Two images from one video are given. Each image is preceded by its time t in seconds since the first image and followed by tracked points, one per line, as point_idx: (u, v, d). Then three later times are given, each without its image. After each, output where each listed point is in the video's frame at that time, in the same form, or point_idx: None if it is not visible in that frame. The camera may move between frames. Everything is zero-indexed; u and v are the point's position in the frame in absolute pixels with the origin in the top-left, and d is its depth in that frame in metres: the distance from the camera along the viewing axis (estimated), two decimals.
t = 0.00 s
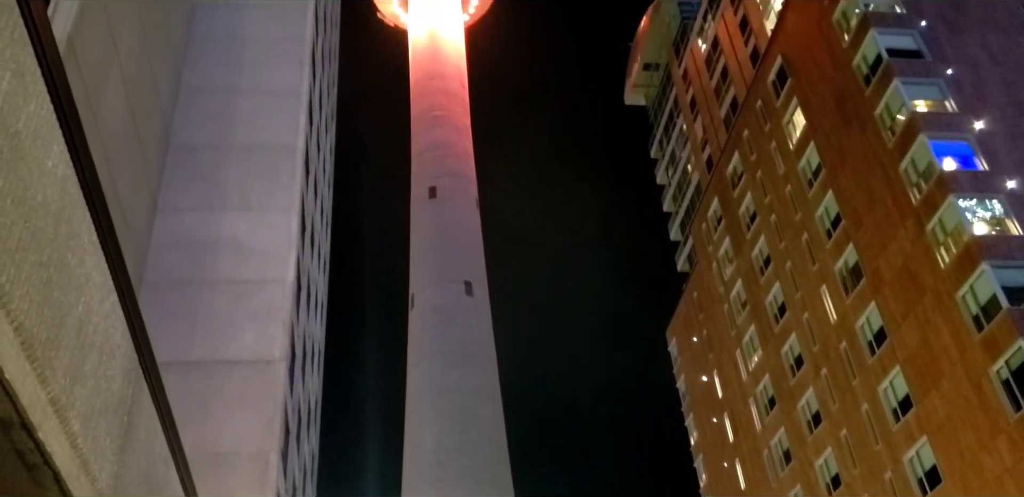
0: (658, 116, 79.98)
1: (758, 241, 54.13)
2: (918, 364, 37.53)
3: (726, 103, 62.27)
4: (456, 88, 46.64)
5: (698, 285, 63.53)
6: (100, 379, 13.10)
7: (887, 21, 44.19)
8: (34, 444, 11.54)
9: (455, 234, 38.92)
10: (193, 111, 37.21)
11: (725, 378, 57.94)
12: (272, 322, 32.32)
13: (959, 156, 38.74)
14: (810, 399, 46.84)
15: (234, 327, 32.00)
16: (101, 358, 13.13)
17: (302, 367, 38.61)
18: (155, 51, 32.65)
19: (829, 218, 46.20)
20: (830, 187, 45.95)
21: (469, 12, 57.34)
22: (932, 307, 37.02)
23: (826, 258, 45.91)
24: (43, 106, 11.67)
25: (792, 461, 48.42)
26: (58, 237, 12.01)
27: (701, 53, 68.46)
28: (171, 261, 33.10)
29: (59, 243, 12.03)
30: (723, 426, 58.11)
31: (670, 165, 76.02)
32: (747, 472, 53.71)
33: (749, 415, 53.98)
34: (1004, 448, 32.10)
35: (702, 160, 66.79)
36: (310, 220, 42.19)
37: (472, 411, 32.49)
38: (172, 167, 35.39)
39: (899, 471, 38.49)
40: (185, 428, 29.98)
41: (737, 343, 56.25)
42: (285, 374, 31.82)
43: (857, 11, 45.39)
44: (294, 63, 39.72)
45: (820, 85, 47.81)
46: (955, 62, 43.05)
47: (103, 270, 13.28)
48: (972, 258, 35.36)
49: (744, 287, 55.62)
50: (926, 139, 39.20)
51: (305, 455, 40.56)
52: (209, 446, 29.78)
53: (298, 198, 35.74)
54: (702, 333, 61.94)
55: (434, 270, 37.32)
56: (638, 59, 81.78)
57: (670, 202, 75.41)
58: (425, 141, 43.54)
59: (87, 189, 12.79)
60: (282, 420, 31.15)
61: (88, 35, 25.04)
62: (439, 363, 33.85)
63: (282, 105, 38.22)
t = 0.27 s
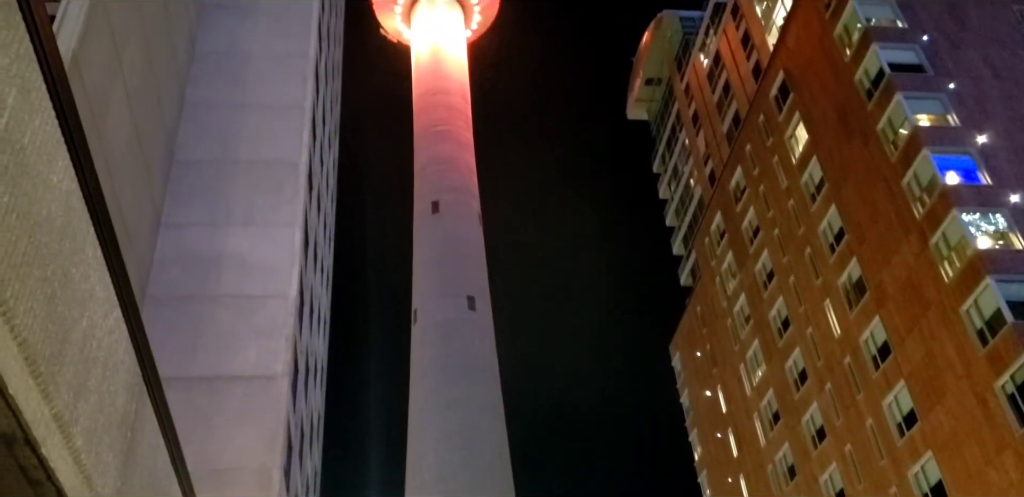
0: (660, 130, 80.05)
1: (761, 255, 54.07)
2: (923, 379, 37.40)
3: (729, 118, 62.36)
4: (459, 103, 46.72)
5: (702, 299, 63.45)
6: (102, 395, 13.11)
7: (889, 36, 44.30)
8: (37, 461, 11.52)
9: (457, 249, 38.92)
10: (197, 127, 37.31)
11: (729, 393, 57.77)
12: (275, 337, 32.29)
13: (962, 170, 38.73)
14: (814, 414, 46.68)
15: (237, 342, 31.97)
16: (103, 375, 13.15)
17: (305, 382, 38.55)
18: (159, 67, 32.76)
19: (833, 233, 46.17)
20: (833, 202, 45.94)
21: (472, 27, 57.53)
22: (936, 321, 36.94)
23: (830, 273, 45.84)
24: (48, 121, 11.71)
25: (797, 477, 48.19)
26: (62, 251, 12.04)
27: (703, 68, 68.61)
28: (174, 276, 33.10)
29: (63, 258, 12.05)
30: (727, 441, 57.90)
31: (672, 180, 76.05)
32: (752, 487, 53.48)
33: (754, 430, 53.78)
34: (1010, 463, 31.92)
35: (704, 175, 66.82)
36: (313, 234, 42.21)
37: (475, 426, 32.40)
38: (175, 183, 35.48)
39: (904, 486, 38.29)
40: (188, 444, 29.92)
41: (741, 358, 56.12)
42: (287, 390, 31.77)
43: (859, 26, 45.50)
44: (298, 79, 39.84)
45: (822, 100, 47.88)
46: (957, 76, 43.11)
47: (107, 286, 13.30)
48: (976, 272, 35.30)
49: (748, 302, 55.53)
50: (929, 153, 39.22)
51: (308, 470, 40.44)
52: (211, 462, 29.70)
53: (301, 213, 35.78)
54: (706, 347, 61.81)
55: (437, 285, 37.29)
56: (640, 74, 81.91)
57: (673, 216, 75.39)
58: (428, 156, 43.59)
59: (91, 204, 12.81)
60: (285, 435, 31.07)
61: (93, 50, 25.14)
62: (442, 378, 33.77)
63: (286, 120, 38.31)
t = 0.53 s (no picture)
0: (662, 143, 80.14)
1: (765, 267, 54.02)
2: (927, 391, 37.28)
3: (731, 130, 62.42)
4: (461, 117, 46.83)
5: (705, 312, 63.37)
6: (105, 409, 13.15)
7: (890, 48, 44.41)
8: (41, 476, 11.49)
9: (460, 262, 38.93)
10: (200, 142, 37.46)
11: (733, 405, 57.61)
12: (278, 351, 32.26)
13: (965, 181, 38.74)
14: (818, 426, 46.54)
15: (240, 356, 31.96)
16: (106, 389, 13.18)
17: (308, 396, 38.50)
18: (162, 82, 32.88)
19: (836, 244, 46.14)
20: (836, 213, 45.94)
21: (474, 42, 57.69)
22: (939, 332, 36.88)
23: (833, 285, 45.80)
24: (52, 136, 11.78)
25: (802, 489, 48.00)
26: (66, 265, 12.07)
27: (704, 81, 68.77)
28: (177, 290, 33.14)
29: (67, 272, 12.09)
30: (731, 454, 57.70)
31: (675, 192, 76.07)
32: None
33: (758, 442, 53.59)
34: (1016, 475, 31.76)
35: (707, 187, 66.86)
36: (316, 248, 42.23)
37: (478, 439, 32.33)
38: (179, 197, 35.59)
39: None
40: (190, 459, 29.87)
41: (745, 370, 56.01)
42: (290, 404, 31.72)
43: (859, 38, 45.63)
44: (301, 93, 39.96)
45: (824, 112, 47.95)
46: (959, 88, 43.17)
47: (111, 300, 13.33)
48: (979, 284, 35.26)
49: (751, 314, 55.45)
50: (931, 165, 39.25)
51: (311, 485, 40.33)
52: (214, 476, 29.64)
53: (304, 227, 35.82)
54: (710, 360, 61.70)
55: (440, 298, 37.26)
56: (642, 87, 82.04)
57: (675, 229, 75.38)
58: (431, 169, 43.65)
59: (95, 219, 12.84)
60: (288, 449, 31.02)
61: (97, 66, 25.23)
62: (445, 391, 33.70)
63: (288, 135, 38.40)
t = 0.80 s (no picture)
0: (663, 158, 80.24)
1: (766, 281, 53.96)
2: (931, 404, 37.15)
3: (731, 144, 62.51)
4: (462, 132, 46.91)
5: (707, 326, 63.27)
6: (106, 426, 13.13)
7: (889, 62, 44.56)
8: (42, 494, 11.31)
9: (461, 277, 38.91)
10: (202, 158, 37.57)
11: (736, 419, 57.42)
12: (279, 367, 32.20)
13: (965, 194, 38.77)
14: (821, 440, 46.38)
15: (241, 372, 31.91)
16: (108, 406, 13.17)
17: (309, 412, 38.39)
18: (164, 99, 32.99)
19: (837, 258, 46.11)
20: (837, 227, 45.94)
21: (475, 57, 57.89)
22: (942, 346, 36.81)
23: (835, 298, 45.73)
24: (55, 152, 11.80)
25: None
26: (68, 281, 12.07)
27: (704, 95, 68.95)
28: (179, 307, 33.17)
29: (69, 288, 12.09)
30: (734, 469, 57.46)
31: (676, 206, 76.10)
32: None
33: (761, 457, 53.37)
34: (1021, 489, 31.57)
35: (708, 201, 66.89)
36: (317, 263, 42.22)
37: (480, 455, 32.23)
38: (181, 213, 35.70)
39: None
40: (191, 475, 29.76)
41: (747, 384, 55.87)
42: (292, 420, 31.63)
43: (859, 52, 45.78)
44: (302, 109, 40.05)
45: (824, 126, 48.03)
46: (958, 101, 43.26)
47: (112, 317, 13.31)
48: (981, 297, 35.23)
49: (753, 328, 55.36)
50: (932, 178, 39.29)
51: None
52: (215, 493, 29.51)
53: (306, 243, 35.82)
54: (712, 374, 61.54)
55: (442, 313, 37.22)
56: (642, 102, 82.21)
57: (677, 243, 75.35)
58: (432, 184, 43.69)
59: (97, 235, 12.86)
60: (289, 466, 30.90)
61: (99, 84, 25.35)
62: (446, 407, 33.62)
63: (290, 151, 38.46)
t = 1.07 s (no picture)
0: (663, 176, 80.31)
1: (767, 300, 53.90)
2: (933, 422, 37.00)
3: (731, 162, 62.60)
4: (463, 151, 46.99)
5: (709, 345, 63.15)
6: (105, 446, 13.11)
7: (888, 80, 44.72)
8: None
9: (462, 296, 38.87)
10: (203, 178, 37.65)
11: (738, 439, 57.18)
12: (280, 387, 32.12)
13: (965, 212, 38.80)
14: (824, 459, 46.18)
15: (241, 392, 31.84)
16: (107, 426, 13.13)
17: (310, 432, 38.23)
18: (165, 119, 33.10)
19: (838, 276, 46.09)
20: (838, 245, 45.96)
21: (474, 77, 58.19)
22: (944, 363, 36.73)
23: (836, 316, 45.66)
24: (56, 173, 11.82)
25: None
26: (67, 301, 12.07)
27: (704, 114, 69.13)
28: (179, 327, 33.11)
29: (69, 308, 12.10)
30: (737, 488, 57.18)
31: (676, 224, 76.11)
32: None
33: (763, 476, 53.12)
34: None
35: (708, 219, 66.92)
36: (317, 283, 42.16)
37: (481, 474, 32.12)
38: (182, 233, 35.70)
39: None
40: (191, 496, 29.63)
41: (749, 403, 55.69)
42: (292, 440, 31.52)
43: (858, 71, 45.96)
44: (303, 129, 40.13)
45: (824, 144, 48.14)
46: (957, 119, 43.37)
47: (112, 338, 13.26)
48: (983, 314, 35.20)
49: (755, 347, 55.25)
50: (932, 196, 39.34)
51: None
52: None
53: (307, 262, 35.82)
54: (714, 393, 61.35)
55: (442, 332, 37.16)
56: (642, 120, 82.36)
57: (677, 261, 75.31)
58: (432, 203, 43.73)
59: (98, 254, 12.86)
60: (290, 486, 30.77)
61: (101, 105, 25.46)
62: (446, 427, 33.51)
63: (291, 170, 38.51)
